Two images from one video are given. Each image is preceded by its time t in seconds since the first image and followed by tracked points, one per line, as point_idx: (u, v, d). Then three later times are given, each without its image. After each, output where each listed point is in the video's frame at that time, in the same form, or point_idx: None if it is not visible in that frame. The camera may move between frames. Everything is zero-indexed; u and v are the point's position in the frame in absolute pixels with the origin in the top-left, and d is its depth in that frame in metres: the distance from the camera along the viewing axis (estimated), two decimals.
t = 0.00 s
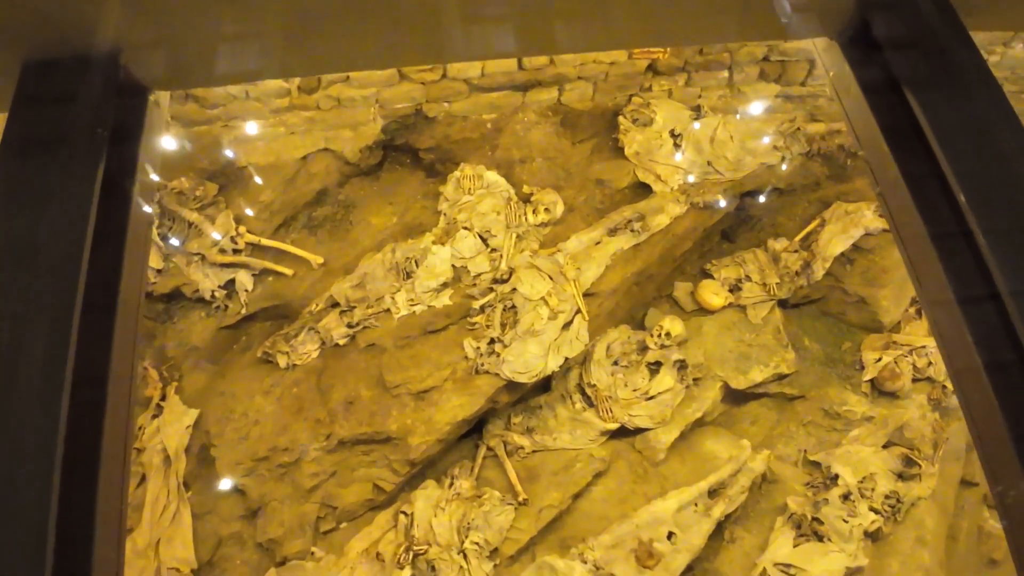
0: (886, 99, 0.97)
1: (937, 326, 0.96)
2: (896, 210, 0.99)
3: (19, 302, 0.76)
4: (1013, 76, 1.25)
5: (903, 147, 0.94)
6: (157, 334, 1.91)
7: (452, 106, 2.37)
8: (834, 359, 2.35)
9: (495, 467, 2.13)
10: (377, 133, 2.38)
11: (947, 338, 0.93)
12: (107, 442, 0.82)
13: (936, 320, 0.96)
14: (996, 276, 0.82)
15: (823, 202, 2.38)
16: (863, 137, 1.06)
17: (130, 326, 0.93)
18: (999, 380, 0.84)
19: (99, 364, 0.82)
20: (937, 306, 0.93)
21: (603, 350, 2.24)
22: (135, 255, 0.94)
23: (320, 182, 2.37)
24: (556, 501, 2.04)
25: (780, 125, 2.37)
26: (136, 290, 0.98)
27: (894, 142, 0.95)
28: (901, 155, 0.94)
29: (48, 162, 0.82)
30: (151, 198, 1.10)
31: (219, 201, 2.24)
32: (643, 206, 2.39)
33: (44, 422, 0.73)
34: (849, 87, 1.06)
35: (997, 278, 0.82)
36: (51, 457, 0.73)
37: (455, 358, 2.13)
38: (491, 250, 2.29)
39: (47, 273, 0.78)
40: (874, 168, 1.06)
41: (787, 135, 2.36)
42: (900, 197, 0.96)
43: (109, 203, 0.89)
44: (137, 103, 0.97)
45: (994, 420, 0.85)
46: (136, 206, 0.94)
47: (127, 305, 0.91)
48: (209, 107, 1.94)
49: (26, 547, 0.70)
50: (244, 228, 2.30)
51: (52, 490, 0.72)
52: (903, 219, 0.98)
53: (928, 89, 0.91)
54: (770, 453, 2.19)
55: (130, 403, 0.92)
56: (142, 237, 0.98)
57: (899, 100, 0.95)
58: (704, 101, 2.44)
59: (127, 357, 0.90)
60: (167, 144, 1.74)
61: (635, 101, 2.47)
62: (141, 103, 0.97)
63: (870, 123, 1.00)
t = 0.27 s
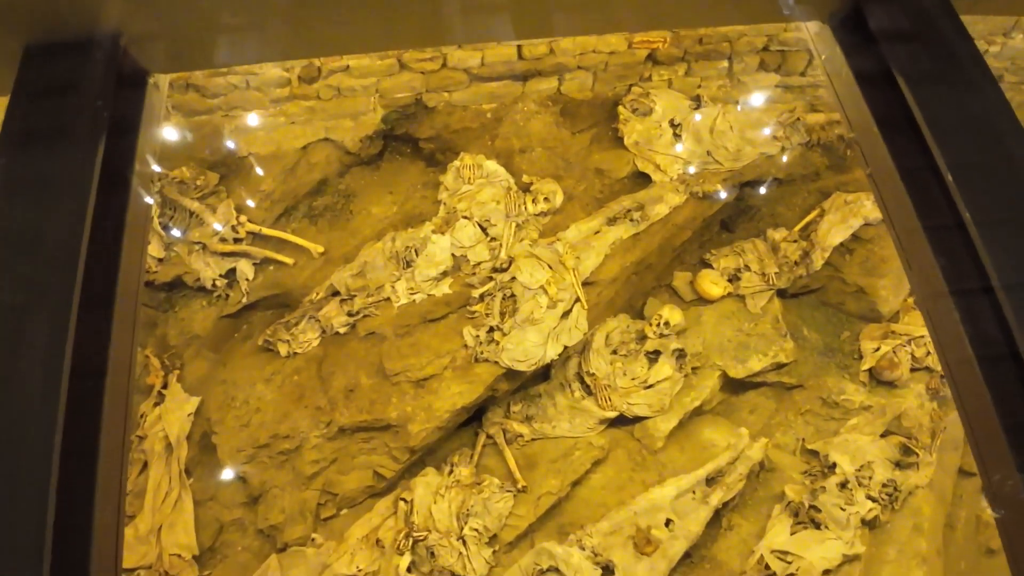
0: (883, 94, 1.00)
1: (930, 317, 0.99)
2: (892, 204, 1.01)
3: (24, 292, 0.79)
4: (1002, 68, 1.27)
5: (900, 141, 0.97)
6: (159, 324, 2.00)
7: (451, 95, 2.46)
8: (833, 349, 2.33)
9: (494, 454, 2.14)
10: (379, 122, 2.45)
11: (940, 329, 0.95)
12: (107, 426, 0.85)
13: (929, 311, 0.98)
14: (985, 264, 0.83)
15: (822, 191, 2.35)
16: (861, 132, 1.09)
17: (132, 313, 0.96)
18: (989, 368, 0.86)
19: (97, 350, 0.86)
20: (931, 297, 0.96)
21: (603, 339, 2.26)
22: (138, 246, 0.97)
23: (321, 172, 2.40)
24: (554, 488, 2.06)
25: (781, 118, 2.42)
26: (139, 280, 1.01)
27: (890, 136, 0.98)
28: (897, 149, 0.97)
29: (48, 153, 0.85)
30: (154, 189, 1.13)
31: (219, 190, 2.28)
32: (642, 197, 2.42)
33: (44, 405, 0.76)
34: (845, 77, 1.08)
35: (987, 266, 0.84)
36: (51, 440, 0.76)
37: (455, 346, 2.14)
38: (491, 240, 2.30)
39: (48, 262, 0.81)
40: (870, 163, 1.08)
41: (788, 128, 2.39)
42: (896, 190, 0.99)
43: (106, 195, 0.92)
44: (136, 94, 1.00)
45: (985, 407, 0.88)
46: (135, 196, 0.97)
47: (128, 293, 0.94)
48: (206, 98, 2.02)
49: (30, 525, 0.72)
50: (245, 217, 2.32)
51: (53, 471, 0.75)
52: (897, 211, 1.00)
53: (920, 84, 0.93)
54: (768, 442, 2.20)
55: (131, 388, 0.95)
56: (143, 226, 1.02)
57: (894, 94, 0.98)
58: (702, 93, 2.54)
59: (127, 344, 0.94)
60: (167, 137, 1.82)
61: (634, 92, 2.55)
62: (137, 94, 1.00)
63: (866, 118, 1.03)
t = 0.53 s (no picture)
0: (877, 86, 1.00)
1: (924, 311, 0.99)
2: (885, 196, 1.02)
3: (24, 284, 0.82)
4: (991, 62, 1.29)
5: (894, 134, 0.98)
6: (161, 316, 2.10)
7: (450, 87, 2.50)
8: (832, 339, 2.34)
9: (494, 445, 2.15)
10: (379, 114, 2.47)
11: (934, 322, 0.95)
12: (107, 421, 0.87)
13: (923, 305, 0.98)
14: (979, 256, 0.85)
15: (821, 182, 2.36)
16: (854, 125, 1.09)
17: (132, 308, 0.98)
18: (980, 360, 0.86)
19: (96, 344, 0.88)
20: (924, 290, 0.96)
21: (601, 330, 2.26)
22: (136, 238, 0.99)
23: (320, 164, 2.42)
24: (554, 477, 2.07)
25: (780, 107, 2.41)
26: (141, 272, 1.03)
27: (884, 128, 0.98)
28: (891, 141, 0.97)
29: (47, 150, 0.89)
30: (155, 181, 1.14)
31: (220, 182, 2.32)
32: (641, 187, 2.42)
33: (43, 401, 0.79)
34: (837, 68, 1.08)
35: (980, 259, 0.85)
36: (51, 436, 0.78)
37: (455, 336, 2.15)
38: (490, 230, 2.30)
39: (47, 256, 0.84)
40: (863, 155, 1.09)
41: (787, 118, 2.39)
42: (889, 182, 0.99)
43: (105, 190, 0.94)
44: (136, 88, 1.03)
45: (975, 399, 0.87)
46: (134, 189, 0.99)
47: (128, 285, 0.95)
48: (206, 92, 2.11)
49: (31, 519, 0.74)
50: (246, 209, 2.33)
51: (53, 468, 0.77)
52: (891, 203, 1.01)
53: (915, 77, 0.94)
54: (767, 433, 2.20)
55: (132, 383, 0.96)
56: (144, 220, 1.03)
57: (888, 87, 0.99)
58: (699, 83, 2.58)
59: (127, 338, 0.95)
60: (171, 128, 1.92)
61: (633, 84, 2.58)
62: (135, 90, 1.02)
63: (860, 110, 1.03)
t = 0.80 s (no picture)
0: (869, 78, 1.01)
1: (912, 304, 0.99)
2: (875, 187, 1.03)
3: (26, 282, 0.85)
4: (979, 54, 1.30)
5: (886, 126, 0.99)
6: (161, 308, 2.11)
7: (449, 80, 2.51)
8: (829, 330, 2.36)
9: (493, 436, 2.16)
10: (378, 107, 2.48)
11: (923, 315, 0.95)
12: (111, 424, 0.88)
13: (911, 298, 0.99)
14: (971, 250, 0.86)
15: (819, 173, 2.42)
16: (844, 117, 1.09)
17: (134, 304, 0.99)
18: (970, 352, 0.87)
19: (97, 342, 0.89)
20: (914, 284, 0.97)
21: (600, 321, 2.28)
22: (137, 235, 1.00)
23: (319, 158, 2.44)
24: (553, 468, 2.09)
25: (778, 101, 2.46)
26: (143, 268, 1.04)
27: (877, 121, 0.99)
28: (882, 133, 0.98)
29: (48, 150, 0.91)
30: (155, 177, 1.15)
31: (220, 176, 2.32)
32: (639, 180, 2.43)
33: (44, 403, 0.81)
34: (827, 59, 1.09)
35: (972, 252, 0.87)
36: (52, 433, 0.80)
37: (455, 328, 2.17)
38: (488, 223, 2.31)
39: (48, 256, 0.86)
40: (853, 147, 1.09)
41: (785, 111, 2.43)
42: (880, 174, 1.00)
43: (106, 189, 0.96)
44: (137, 84, 1.04)
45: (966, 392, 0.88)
46: (136, 187, 1.00)
47: (130, 282, 0.96)
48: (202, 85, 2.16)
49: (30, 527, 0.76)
50: (246, 203, 2.34)
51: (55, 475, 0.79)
52: (881, 196, 1.01)
53: (905, 72, 0.96)
54: (764, 423, 2.22)
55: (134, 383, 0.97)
56: (144, 217, 1.04)
57: (881, 79, 1.00)
58: (698, 75, 2.60)
59: (129, 337, 0.96)
60: (171, 124, 1.96)
61: (631, 76, 2.58)
62: (136, 87, 1.03)
63: (851, 102, 1.03)
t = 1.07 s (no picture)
0: (853, 74, 1.03)
1: (897, 299, 1.01)
2: (859, 181, 1.04)
3: (24, 282, 0.86)
4: (965, 49, 1.32)
5: (869, 122, 1.00)
6: (161, 306, 2.14)
7: (445, 77, 2.53)
8: (824, 323, 2.38)
9: (491, 430, 2.18)
10: (373, 105, 2.50)
11: (907, 310, 0.97)
12: (110, 422, 0.89)
13: (895, 294, 1.00)
14: (952, 246, 0.88)
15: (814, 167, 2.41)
16: (829, 114, 1.11)
17: (132, 304, 1.00)
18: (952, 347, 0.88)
19: (96, 340, 0.90)
20: (897, 279, 0.98)
21: (596, 316, 2.29)
22: (134, 233, 1.01)
23: (316, 155, 2.45)
24: (550, 461, 2.10)
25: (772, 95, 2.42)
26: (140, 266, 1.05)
27: (861, 115, 1.01)
28: (866, 129, 1.00)
29: (47, 151, 0.92)
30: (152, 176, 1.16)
31: (217, 175, 2.34)
32: (634, 175, 2.45)
33: (44, 403, 0.82)
34: (812, 55, 1.11)
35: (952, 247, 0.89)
36: (53, 431, 0.81)
37: (451, 324, 2.18)
38: (485, 219, 2.33)
39: (48, 256, 0.88)
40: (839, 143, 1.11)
41: (779, 105, 2.39)
42: (864, 170, 1.01)
43: (103, 189, 0.97)
44: (132, 84, 1.05)
45: (948, 385, 0.89)
46: (133, 186, 1.01)
47: (128, 279, 0.98)
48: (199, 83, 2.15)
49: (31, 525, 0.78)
50: (243, 201, 2.36)
51: (56, 474, 0.80)
52: (866, 191, 1.03)
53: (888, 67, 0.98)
54: (760, 415, 2.23)
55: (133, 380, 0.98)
56: (142, 215, 1.05)
57: (865, 75, 1.02)
58: (691, 70, 2.62)
59: (128, 335, 0.97)
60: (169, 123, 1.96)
61: (626, 73, 2.60)
62: (130, 87, 1.04)
63: (835, 98, 1.05)
